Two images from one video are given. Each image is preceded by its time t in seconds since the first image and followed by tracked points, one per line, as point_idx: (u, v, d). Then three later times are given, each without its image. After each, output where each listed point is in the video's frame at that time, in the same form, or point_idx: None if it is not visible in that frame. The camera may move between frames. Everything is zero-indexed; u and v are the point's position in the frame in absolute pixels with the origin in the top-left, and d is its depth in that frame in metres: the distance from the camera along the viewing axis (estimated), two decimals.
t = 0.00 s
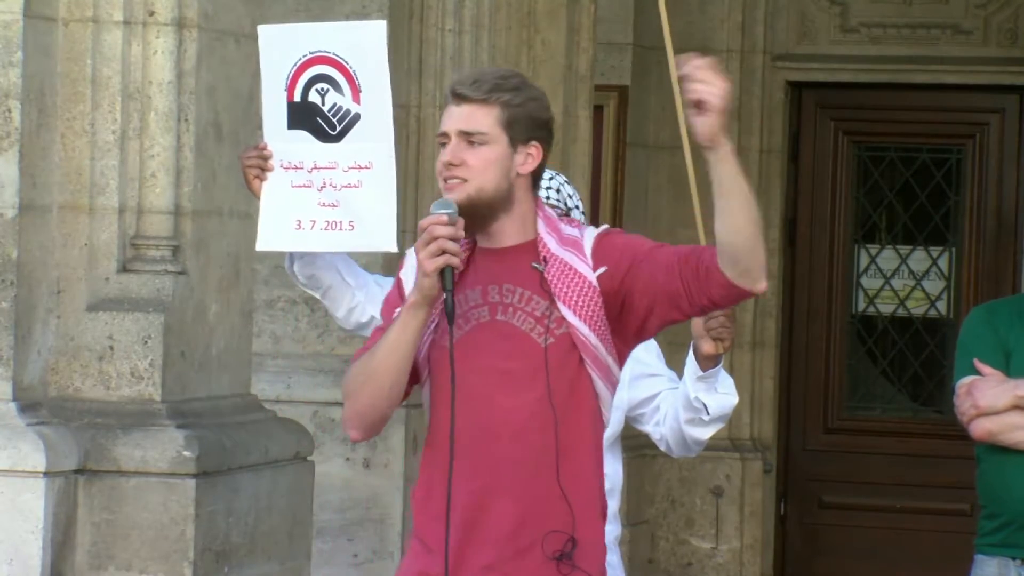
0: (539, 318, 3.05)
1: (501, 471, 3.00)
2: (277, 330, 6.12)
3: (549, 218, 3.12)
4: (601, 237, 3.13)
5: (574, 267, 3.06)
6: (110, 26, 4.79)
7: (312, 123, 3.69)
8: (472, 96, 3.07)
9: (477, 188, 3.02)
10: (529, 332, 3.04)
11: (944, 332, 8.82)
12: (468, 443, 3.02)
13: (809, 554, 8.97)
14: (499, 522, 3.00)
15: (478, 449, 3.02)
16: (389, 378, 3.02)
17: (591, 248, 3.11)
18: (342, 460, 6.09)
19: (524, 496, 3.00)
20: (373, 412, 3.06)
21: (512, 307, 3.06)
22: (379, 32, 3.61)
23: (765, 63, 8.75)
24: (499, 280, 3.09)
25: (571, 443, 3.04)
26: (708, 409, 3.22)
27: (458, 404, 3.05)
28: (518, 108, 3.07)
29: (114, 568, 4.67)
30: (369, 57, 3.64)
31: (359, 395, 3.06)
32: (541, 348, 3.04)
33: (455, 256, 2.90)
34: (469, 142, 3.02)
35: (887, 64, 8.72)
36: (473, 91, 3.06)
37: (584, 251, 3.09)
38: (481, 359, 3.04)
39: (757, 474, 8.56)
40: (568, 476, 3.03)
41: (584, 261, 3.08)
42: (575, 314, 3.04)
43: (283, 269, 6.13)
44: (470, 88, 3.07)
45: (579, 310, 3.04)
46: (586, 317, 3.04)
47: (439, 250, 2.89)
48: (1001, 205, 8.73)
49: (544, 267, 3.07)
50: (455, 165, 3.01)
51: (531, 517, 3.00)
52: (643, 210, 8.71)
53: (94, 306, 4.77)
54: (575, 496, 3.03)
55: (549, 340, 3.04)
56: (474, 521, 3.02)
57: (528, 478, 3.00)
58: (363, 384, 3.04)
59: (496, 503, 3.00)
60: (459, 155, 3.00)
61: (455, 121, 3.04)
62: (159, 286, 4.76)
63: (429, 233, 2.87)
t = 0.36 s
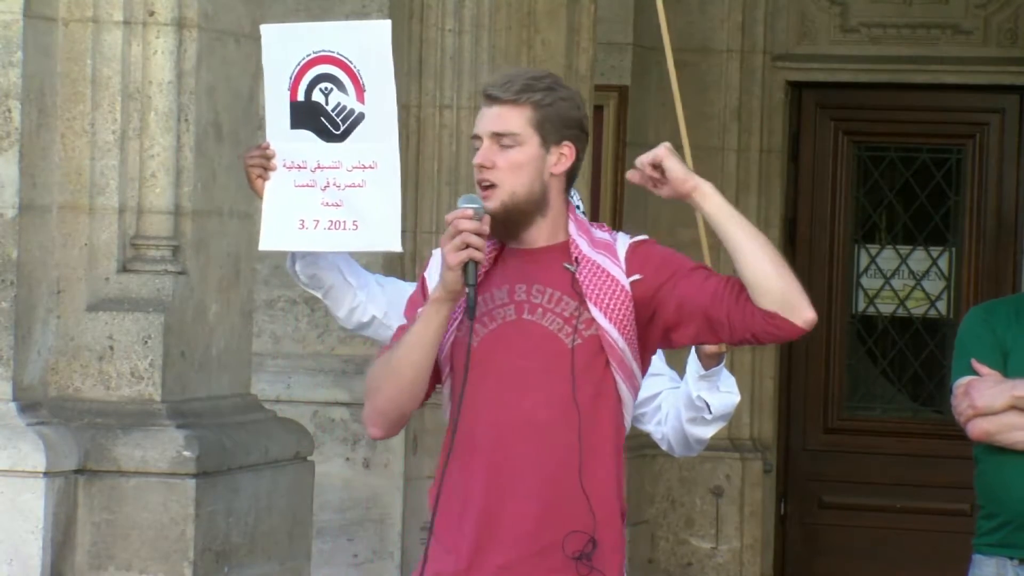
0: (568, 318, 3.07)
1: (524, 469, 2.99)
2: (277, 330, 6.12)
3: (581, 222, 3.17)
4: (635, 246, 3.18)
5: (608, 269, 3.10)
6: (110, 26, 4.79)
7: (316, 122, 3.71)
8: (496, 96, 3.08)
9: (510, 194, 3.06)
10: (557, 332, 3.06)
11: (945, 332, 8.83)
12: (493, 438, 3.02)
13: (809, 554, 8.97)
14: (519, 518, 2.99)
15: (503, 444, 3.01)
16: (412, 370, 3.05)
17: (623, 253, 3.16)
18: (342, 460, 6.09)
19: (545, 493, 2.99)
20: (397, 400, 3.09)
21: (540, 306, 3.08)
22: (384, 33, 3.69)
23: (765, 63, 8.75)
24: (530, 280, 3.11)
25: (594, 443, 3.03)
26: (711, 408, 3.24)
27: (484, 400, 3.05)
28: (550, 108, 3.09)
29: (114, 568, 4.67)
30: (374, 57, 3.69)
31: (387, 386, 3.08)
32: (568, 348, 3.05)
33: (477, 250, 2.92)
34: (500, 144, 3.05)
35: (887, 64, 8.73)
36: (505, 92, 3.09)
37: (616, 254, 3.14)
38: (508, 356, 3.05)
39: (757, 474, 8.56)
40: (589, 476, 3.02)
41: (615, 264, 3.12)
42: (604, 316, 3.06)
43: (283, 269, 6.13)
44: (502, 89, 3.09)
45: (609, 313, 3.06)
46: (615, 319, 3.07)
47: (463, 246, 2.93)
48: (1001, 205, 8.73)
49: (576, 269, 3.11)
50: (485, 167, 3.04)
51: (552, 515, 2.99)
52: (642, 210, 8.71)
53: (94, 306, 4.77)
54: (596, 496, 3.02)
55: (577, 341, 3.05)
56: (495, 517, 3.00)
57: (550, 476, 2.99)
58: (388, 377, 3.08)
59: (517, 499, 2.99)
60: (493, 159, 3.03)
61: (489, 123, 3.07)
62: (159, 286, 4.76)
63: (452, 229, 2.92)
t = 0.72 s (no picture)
0: (593, 307, 2.83)
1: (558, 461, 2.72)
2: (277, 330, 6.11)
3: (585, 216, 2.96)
4: (639, 234, 2.98)
5: (626, 256, 2.89)
6: (110, 26, 4.79)
7: (321, 120, 3.72)
8: (540, 88, 2.83)
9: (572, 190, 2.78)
10: (581, 321, 2.81)
11: (944, 332, 8.83)
12: (523, 435, 2.74)
13: (809, 555, 8.97)
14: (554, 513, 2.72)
15: (533, 440, 2.73)
16: (456, 369, 2.66)
17: (634, 240, 2.95)
18: (342, 460, 6.09)
19: (580, 484, 2.73)
20: (426, 402, 2.71)
21: (565, 298, 2.83)
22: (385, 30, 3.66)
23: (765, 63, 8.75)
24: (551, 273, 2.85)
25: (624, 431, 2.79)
26: (713, 409, 3.24)
27: (509, 395, 2.76)
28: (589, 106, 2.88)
29: (114, 568, 4.67)
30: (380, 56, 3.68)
31: (415, 383, 2.71)
32: (597, 337, 2.81)
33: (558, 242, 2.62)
34: (561, 137, 2.79)
35: (887, 64, 8.73)
36: (560, 87, 2.84)
37: (629, 243, 2.94)
38: (531, 345, 2.79)
39: (757, 474, 8.56)
40: (621, 466, 2.77)
41: (634, 251, 2.92)
42: (630, 302, 2.84)
43: (284, 269, 6.12)
44: (554, 82, 2.84)
45: (634, 298, 2.85)
46: (641, 305, 2.85)
47: (542, 236, 2.61)
48: (1001, 205, 8.73)
49: (594, 259, 2.88)
50: (549, 162, 2.76)
51: (585, 507, 2.74)
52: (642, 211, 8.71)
53: (94, 306, 4.77)
54: (627, 486, 2.78)
55: (605, 329, 2.82)
56: (524, 514, 2.73)
57: (585, 466, 2.73)
58: (424, 375, 2.70)
59: (551, 493, 2.72)
60: (560, 153, 2.75)
61: (547, 113, 2.80)
62: (158, 286, 4.76)
63: (536, 217, 2.59)
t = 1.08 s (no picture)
0: (599, 312, 2.82)
1: (574, 465, 2.72)
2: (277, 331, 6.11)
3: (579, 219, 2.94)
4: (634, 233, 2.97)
5: (624, 259, 2.86)
6: (110, 26, 4.79)
7: (323, 123, 3.73)
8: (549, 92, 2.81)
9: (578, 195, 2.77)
10: (589, 324, 2.80)
11: (944, 332, 8.82)
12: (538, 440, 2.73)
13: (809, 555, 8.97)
14: (572, 517, 2.72)
15: (549, 445, 2.73)
16: (480, 377, 2.63)
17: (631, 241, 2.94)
18: (342, 460, 6.10)
19: (597, 488, 2.73)
20: (448, 407, 2.68)
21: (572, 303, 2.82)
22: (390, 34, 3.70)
23: (765, 63, 8.75)
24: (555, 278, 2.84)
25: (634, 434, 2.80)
26: (714, 408, 3.24)
27: (523, 401, 2.75)
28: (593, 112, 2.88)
29: (114, 568, 4.67)
30: (382, 56, 3.71)
31: (438, 390, 2.68)
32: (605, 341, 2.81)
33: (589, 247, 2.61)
34: (570, 141, 2.77)
35: (886, 64, 8.74)
36: (570, 93, 2.82)
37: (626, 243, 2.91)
38: (542, 350, 2.78)
39: (757, 473, 8.56)
40: (634, 467, 2.78)
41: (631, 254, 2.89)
42: (635, 305, 2.84)
43: (284, 269, 6.11)
44: (565, 87, 2.82)
45: (637, 302, 2.84)
46: (644, 309, 2.85)
47: (574, 239, 2.58)
48: (1001, 205, 8.73)
49: (594, 264, 2.86)
50: (560, 166, 2.76)
51: (602, 510, 2.74)
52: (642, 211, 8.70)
53: (94, 306, 4.77)
54: (640, 487, 2.79)
55: (611, 334, 2.81)
56: (542, 520, 2.73)
57: (602, 471, 2.74)
58: (450, 379, 2.66)
59: (568, 497, 2.72)
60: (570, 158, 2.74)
61: (559, 117, 2.78)
62: (158, 286, 4.76)
63: (569, 222, 2.57)
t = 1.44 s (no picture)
0: (588, 315, 2.95)
1: (566, 468, 2.83)
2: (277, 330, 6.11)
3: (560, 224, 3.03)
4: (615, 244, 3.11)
5: (611, 266, 2.99)
6: (110, 26, 4.79)
7: (324, 124, 3.77)
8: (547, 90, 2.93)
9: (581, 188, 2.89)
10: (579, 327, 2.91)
11: (944, 331, 8.82)
12: (533, 440, 2.82)
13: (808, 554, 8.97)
14: (562, 520, 2.82)
15: (544, 444, 2.82)
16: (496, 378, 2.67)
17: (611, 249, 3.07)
18: (341, 459, 6.09)
19: (586, 490, 2.84)
20: (453, 412, 2.70)
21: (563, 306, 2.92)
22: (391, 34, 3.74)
23: (765, 63, 8.75)
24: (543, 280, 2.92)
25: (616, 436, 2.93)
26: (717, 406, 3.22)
27: (518, 401, 2.84)
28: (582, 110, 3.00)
29: (114, 568, 4.67)
30: (382, 56, 3.74)
31: (440, 398, 2.70)
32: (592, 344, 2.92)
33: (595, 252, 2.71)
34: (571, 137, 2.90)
35: (885, 63, 8.71)
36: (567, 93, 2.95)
37: (608, 250, 3.04)
38: (535, 353, 2.86)
39: (757, 473, 8.55)
40: (616, 469, 2.91)
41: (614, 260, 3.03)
42: (617, 309, 2.98)
43: (284, 268, 6.11)
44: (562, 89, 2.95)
45: (620, 306, 2.98)
46: (624, 312, 2.99)
47: (584, 246, 2.68)
48: (1001, 205, 8.72)
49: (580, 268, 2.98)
50: (564, 161, 2.87)
51: (590, 512, 2.85)
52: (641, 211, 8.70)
53: (94, 306, 4.77)
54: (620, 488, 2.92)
55: (598, 335, 2.94)
56: (533, 521, 2.82)
57: (590, 473, 2.85)
58: (451, 386, 2.69)
59: (558, 498, 2.82)
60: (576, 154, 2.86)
61: (558, 114, 2.90)
62: (159, 286, 4.77)
63: (582, 228, 2.66)
